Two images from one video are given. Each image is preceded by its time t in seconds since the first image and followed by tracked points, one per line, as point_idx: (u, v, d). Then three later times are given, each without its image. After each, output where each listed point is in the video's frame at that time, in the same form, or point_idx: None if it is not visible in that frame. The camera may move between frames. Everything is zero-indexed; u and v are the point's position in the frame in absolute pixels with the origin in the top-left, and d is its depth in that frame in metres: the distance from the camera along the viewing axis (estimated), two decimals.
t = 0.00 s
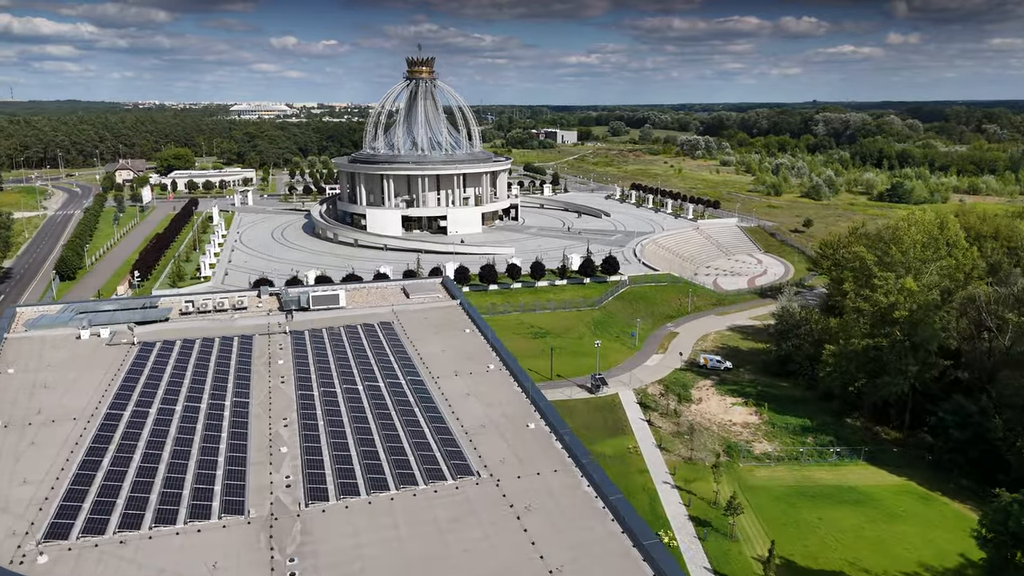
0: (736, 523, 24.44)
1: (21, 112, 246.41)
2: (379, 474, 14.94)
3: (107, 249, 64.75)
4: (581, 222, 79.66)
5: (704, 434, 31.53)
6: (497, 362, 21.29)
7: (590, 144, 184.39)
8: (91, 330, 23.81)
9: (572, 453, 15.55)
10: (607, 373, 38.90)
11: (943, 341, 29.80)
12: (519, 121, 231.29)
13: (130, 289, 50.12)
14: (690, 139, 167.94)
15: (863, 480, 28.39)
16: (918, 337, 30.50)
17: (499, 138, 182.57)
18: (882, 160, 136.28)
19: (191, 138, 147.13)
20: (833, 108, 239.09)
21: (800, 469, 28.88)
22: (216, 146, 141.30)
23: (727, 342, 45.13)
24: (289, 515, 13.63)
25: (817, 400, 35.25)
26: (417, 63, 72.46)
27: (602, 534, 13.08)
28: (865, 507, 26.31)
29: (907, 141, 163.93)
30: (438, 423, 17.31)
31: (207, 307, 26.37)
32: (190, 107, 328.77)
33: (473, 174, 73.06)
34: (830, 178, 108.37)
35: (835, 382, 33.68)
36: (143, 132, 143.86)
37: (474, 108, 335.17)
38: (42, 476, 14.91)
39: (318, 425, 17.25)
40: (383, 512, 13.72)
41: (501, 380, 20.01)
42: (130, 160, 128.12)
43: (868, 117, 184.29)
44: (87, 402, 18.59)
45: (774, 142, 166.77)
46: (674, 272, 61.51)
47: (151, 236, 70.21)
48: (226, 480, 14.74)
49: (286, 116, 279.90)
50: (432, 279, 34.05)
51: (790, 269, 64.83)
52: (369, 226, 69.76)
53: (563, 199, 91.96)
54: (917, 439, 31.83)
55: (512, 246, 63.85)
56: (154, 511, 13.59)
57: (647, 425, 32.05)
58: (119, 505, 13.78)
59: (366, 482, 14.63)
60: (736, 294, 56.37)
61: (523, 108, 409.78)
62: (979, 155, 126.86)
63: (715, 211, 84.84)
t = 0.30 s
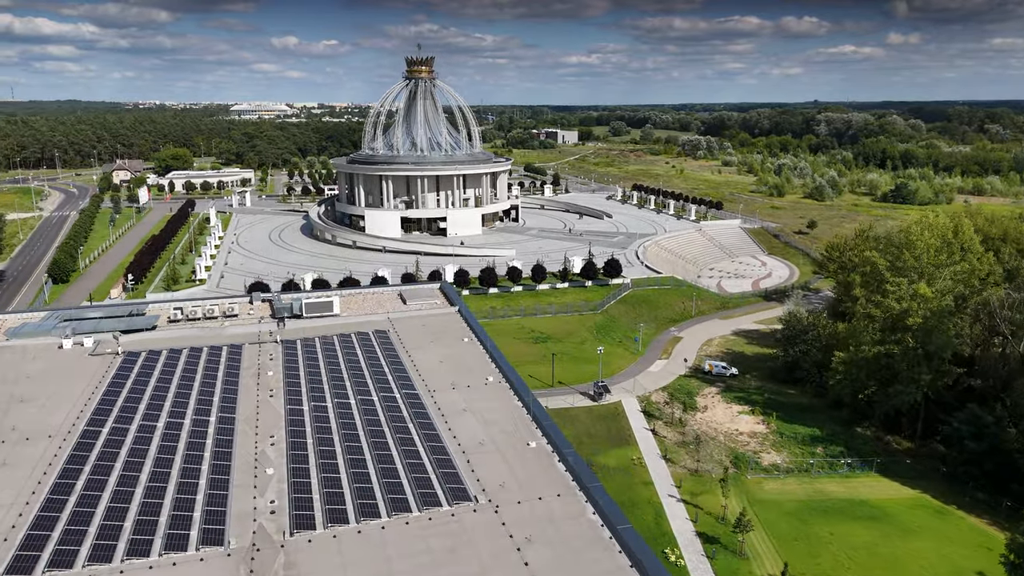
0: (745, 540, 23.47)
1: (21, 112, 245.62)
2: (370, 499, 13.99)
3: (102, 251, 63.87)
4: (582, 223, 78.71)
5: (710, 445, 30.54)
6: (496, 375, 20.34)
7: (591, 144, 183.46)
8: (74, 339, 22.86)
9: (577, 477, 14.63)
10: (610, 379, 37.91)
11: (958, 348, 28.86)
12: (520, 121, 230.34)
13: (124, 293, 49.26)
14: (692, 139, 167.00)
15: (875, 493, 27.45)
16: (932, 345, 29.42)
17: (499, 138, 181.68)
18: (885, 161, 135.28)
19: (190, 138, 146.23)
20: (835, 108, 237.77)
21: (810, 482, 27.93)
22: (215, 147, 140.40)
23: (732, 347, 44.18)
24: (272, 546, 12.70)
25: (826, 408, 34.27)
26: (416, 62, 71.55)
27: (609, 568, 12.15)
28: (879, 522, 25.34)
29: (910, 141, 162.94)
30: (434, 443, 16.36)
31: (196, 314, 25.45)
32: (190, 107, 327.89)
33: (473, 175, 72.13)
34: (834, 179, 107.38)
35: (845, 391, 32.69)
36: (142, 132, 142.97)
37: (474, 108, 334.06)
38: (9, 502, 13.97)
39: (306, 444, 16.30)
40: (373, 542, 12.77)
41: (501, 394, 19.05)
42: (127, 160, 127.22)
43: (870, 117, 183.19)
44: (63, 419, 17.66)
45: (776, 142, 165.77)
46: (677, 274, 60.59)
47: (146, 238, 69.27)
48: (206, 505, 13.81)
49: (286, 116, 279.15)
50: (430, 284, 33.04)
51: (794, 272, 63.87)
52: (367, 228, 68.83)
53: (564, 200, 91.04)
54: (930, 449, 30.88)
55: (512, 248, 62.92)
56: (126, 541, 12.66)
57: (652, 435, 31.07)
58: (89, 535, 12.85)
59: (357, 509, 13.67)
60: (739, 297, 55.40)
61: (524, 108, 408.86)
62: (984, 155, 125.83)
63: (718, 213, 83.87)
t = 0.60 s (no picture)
0: (756, 559, 22.54)
1: (22, 112, 245.37)
2: (360, 529, 13.03)
3: (97, 253, 62.99)
4: (583, 225, 77.77)
5: (718, 456, 29.56)
6: (496, 389, 19.41)
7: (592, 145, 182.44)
8: (56, 349, 21.95)
9: (583, 505, 13.67)
10: (613, 387, 36.86)
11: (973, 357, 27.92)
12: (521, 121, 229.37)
13: (117, 296, 48.38)
14: (694, 139, 166.02)
15: (888, 506, 26.52)
16: (947, 353, 28.42)
17: (500, 139, 180.70)
18: (889, 161, 134.21)
19: (189, 139, 145.30)
20: (837, 108, 236.32)
21: (821, 496, 26.99)
22: (214, 147, 139.45)
23: (737, 352, 43.24)
24: None
25: (835, 418, 33.28)
26: (416, 62, 70.60)
27: None
28: (894, 539, 24.38)
29: (913, 141, 161.82)
30: (430, 465, 15.41)
31: (184, 322, 24.53)
32: (191, 107, 327.74)
33: (473, 176, 71.21)
34: (838, 179, 106.29)
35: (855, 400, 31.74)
36: (140, 132, 142.09)
37: (475, 108, 332.90)
38: None
39: (294, 465, 15.38)
40: None
41: (502, 411, 18.08)
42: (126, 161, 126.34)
43: (873, 116, 181.94)
44: (38, 438, 16.76)
45: (778, 142, 164.69)
46: (680, 277, 59.67)
47: (142, 240, 68.38)
48: (184, 536, 12.88)
49: (286, 116, 278.54)
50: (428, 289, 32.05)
51: (799, 275, 62.83)
52: (366, 229, 67.87)
53: (566, 201, 90.09)
54: (944, 460, 29.93)
55: (513, 250, 61.95)
56: None
57: (657, 446, 30.09)
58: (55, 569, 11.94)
59: (345, 540, 12.70)
60: (744, 300, 54.42)
61: (524, 108, 408.14)
62: (988, 155, 124.64)
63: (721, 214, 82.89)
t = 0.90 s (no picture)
0: None
1: (21, 112, 244.60)
2: (349, 563, 12.13)
3: (91, 255, 62.04)
4: (584, 226, 76.85)
5: (725, 468, 28.61)
6: (496, 403, 18.47)
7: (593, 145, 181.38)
8: (36, 360, 21.00)
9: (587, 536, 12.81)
10: (616, 394, 35.91)
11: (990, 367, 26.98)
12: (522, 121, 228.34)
13: (110, 300, 47.49)
14: (695, 139, 164.94)
15: (902, 521, 25.58)
16: (962, 363, 27.48)
17: (500, 139, 179.72)
18: (892, 161, 133.20)
19: (187, 139, 144.43)
20: (840, 108, 235.00)
21: (833, 510, 26.06)
22: (212, 147, 138.47)
23: (743, 358, 42.32)
24: None
25: (845, 427, 32.33)
26: (415, 61, 69.63)
27: None
28: (909, 557, 23.41)
29: (916, 141, 160.76)
30: (424, 490, 14.50)
31: (171, 330, 23.58)
32: (191, 107, 326.98)
33: (473, 177, 70.30)
34: (841, 180, 105.24)
35: (866, 410, 30.79)
36: (139, 133, 141.06)
37: (475, 108, 332.14)
38: None
39: (280, 489, 14.42)
40: None
41: (501, 428, 17.13)
42: (123, 161, 125.32)
43: (875, 116, 180.81)
44: (10, 459, 15.83)
45: (780, 143, 163.65)
46: (683, 280, 58.76)
47: (137, 242, 67.43)
48: (159, 570, 11.98)
49: (285, 116, 277.75)
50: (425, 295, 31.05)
51: (804, 278, 61.83)
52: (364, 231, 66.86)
53: (566, 202, 89.14)
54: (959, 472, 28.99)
55: (513, 253, 61.01)
56: None
57: (662, 457, 29.13)
58: None
59: None
60: (748, 304, 53.46)
61: (525, 108, 407.42)
62: (993, 156, 123.49)
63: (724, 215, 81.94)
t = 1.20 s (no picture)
0: None
1: (21, 112, 244.11)
2: None
3: (84, 257, 61.15)
4: (586, 228, 75.91)
5: (733, 480, 27.66)
6: (495, 420, 17.57)
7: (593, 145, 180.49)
8: (14, 373, 20.00)
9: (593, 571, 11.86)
10: (619, 402, 34.92)
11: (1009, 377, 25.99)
12: (522, 121, 227.49)
13: (102, 304, 46.62)
14: (697, 139, 164.03)
15: (919, 538, 24.60)
16: (979, 372, 26.51)
17: (501, 139, 178.86)
18: (895, 162, 132.19)
19: (186, 139, 143.50)
20: (842, 108, 233.72)
21: (846, 526, 25.11)
22: (210, 147, 137.61)
23: (749, 364, 41.35)
24: None
25: (856, 437, 31.39)
26: (414, 61, 68.68)
27: None
28: None
29: (919, 142, 159.78)
30: (418, 517, 13.53)
31: (156, 340, 22.59)
32: (191, 107, 326.71)
33: (473, 178, 69.35)
34: (845, 181, 104.19)
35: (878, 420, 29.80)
36: (137, 133, 140.19)
37: (476, 108, 331.46)
38: None
39: (263, 517, 13.41)
40: None
41: (500, 449, 16.18)
42: (121, 162, 124.41)
43: (878, 116, 179.74)
44: None
45: (782, 143, 162.67)
46: (686, 283, 57.81)
47: (132, 244, 66.56)
48: None
49: (286, 116, 277.12)
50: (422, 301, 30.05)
51: (809, 280, 60.87)
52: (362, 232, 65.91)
53: (567, 203, 88.18)
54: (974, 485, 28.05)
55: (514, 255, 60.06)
56: None
57: (667, 469, 28.14)
58: None
59: None
60: (753, 307, 52.47)
61: (525, 108, 406.64)
62: (998, 156, 122.43)
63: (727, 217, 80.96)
